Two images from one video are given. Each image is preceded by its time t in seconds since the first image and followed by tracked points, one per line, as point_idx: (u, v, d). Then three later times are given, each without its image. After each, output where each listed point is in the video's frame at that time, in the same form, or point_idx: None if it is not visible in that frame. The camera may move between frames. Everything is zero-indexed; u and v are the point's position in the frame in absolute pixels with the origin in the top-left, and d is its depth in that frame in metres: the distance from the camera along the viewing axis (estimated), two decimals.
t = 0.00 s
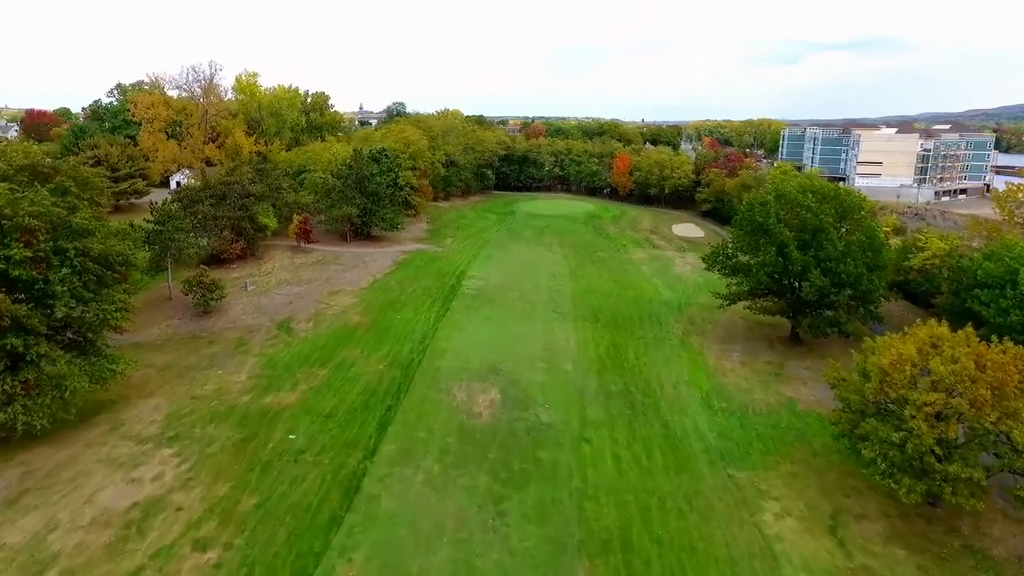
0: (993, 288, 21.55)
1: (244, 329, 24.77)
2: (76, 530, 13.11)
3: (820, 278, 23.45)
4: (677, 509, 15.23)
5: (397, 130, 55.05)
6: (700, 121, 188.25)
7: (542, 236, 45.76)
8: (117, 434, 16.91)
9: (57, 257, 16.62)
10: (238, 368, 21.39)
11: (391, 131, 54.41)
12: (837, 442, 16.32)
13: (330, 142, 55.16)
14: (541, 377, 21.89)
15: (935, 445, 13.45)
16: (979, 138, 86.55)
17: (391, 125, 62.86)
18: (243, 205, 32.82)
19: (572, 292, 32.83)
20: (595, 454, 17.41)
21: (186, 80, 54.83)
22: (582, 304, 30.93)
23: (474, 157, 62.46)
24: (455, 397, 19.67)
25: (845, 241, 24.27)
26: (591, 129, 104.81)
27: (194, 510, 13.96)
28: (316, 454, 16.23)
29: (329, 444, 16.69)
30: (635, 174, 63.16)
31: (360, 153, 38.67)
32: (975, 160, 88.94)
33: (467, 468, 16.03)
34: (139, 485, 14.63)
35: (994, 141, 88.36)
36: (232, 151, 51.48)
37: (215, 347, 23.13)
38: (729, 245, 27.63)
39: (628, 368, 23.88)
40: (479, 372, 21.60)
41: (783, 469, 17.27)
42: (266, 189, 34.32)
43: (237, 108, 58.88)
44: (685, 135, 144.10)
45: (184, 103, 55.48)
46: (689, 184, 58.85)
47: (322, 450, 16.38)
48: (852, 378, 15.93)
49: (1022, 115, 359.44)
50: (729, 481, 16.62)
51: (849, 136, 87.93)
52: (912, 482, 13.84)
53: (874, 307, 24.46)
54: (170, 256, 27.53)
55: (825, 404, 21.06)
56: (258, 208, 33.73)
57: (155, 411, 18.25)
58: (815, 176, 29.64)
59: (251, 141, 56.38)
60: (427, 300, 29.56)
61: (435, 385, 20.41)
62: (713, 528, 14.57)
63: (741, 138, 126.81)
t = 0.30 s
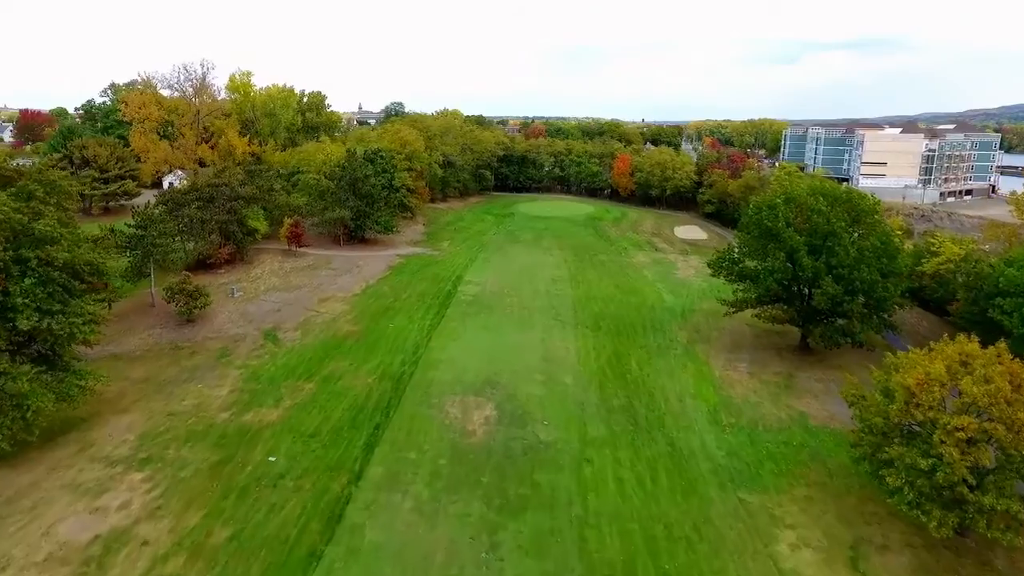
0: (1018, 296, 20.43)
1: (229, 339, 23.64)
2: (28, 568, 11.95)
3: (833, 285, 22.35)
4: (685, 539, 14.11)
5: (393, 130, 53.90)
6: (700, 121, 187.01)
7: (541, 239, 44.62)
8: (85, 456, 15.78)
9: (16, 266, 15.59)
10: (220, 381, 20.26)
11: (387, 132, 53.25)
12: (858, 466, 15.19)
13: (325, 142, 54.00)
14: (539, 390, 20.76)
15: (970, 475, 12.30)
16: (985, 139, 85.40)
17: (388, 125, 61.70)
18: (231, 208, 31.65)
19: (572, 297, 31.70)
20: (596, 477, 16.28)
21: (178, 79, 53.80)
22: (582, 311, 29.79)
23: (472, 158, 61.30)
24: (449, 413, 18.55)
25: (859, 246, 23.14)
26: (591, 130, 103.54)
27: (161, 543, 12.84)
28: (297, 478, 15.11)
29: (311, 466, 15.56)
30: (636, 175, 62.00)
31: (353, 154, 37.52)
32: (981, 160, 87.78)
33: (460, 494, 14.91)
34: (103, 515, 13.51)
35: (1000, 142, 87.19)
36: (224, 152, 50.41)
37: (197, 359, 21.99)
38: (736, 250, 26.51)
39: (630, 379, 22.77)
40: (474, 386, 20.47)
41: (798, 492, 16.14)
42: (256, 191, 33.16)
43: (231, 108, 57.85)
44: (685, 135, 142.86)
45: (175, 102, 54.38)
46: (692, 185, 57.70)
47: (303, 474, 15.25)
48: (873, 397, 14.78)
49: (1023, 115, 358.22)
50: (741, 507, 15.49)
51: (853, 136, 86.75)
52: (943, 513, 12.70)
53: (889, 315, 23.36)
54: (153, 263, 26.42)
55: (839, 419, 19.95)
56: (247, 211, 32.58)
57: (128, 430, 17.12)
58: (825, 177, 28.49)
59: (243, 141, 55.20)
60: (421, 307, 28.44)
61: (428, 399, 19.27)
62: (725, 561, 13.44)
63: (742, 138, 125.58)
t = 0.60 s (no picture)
0: None
1: (211, 349, 22.52)
2: None
3: (846, 294, 21.24)
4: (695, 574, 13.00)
5: (389, 130, 52.76)
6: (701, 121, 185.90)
7: (540, 242, 43.50)
8: (48, 481, 14.67)
9: None
10: (199, 396, 19.14)
11: (382, 132, 52.14)
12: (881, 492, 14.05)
13: (319, 143, 52.84)
14: (537, 405, 19.66)
15: (1010, 508, 11.16)
16: (991, 139, 84.33)
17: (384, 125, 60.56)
18: (218, 212, 30.54)
19: (572, 303, 30.59)
20: (598, 503, 15.15)
21: (169, 78, 52.57)
22: (582, 318, 28.69)
23: (470, 159, 60.17)
24: (440, 431, 17.44)
25: (873, 252, 22.04)
26: (591, 130, 102.37)
27: None
28: (274, 506, 14.00)
29: (290, 493, 14.43)
30: (637, 176, 60.90)
31: (347, 155, 36.38)
32: (986, 161, 86.71)
33: (450, 524, 13.79)
34: (61, 550, 12.39)
35: (1006, 142, 86.10)
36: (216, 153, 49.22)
37: (176, 371, 20.87)
38: (743, 255, 25.40)
39: (633, 392, 21.66)
40: (468, 401, 19.36)
41: (814, 519, 15.03)
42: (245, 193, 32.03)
43: (224, 108, 56.87)
44: (686, 136, 141.76)
45: (167, 101, 53.15)
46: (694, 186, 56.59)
47: (282, 502, 14.13)
48: (898, 419, 13.66)
49: None
50: (754, 536, 14.38)
51: (856, 136, 85.67)
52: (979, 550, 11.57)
53: (904, 324, 22.26)
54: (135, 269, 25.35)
55: (854, 436, 18.83)
56: (235, 214, 31.47)
57: (96, 451, 16.00)
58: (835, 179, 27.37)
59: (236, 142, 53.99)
60: (415, 314, 27.32)
61: (419, 416, 18.15)
62: None
63: (743, 138, 124.49)
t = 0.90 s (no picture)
0: None
1: (192, 361, 21.39)
2: None
3: (861, 303, 20.13)
4: None
5: (385, 130, 51.65)
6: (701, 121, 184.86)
7: (539, 245, 42.39)
8: (4, 510, 13.55)
9: None
10: (176, 413, 18.01)
11: (378, 132, 51.05)
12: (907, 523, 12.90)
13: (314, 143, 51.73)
14: (535, 422, 18.54)
15: None
16: (996, 139, 83.27)
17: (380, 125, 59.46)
18: (205, 215, 29.43)
19: (571, 310, 29.46)
20: (600, 532, 14.02)
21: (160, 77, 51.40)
22: (583, 325, 27.58)
23: (468, 160, 59.06)
24: (431, 452, 16.32)
25: (889, 259, 20.93)
26: (591, 130, 101.27)
27: None
28: (249, 539, 12.88)
29: (266, 524, 13.31)
30: (638, 177, 59.80)
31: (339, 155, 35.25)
32: (991, 161, 85.64)
33: (439, 559, 12.68)
34: None
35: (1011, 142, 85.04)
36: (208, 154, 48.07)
37: (153, 385, 19.73)
38: (750, 261, 24.28)
39: (636, 407, 20.54)
40: (461, 418, 18.24)
41: (833, 550, 13.90)
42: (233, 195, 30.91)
43: (217, 108, 55.78)
44: (687, 135, 140.61)
45: (158, 101, 51.98)
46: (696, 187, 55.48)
47: (256, 534, 13.01)
48: (927, 444, 12.52)
49: None
50: (769, 571, 13.26)
51: (860, 136, 84.62)
52: None
53: (921, 334, 21.15)
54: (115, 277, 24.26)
55: (872, 455, 17.72)
56: (223, 217, 30.35)
57: (60, 476, 14.87)
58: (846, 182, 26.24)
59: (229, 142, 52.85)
60: (408, 323, 26.21)
61: (408, 435, 17.03)
62: None
63: (744, 138, 123.45)
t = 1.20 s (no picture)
0: None
1: (170, 374, 20.26)
2: None
3: (878, 313, 19.01)
4: None
5: (381, 130, 50.51)
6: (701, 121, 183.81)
7: (538, 248, 41.30)
8: None
9: None
10: (149, 432, 16.89)
11: (373, 132, 49.96)
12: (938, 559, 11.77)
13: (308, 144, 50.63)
14: (533, 441, 17.42)
15: None
16: (1002, 139, 82.24)
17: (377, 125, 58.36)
18: (190, 219, 28.34)
19: (571, 317, 28.34)
20: (602, 566, 12.91)
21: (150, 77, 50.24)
22: (583, 334, 26.46)
23: (466, 160, 57.93)
24: (421, 476, 15.20)
25: (906, 267, 19.81)
26: (591, 130, 100.16)
27: None
28: None
29: (238, 560, 12.20)
30: (639, 178, 58.68)
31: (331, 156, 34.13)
32: (997, 161, 84.60)
33: None
34: None
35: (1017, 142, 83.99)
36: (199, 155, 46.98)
37: (127, 401, 18.58)
38: (759, 267, 23.15)
39: (640, 422, 19.42)
40: (454, 437, 17.11)
41: None
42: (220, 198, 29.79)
43: (209, 107, 54.62)
44: (688, 135, 139.56)
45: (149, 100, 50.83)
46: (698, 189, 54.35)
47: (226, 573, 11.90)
48: (962, 475, 11.38)
49: None
50: None
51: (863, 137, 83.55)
52: None
53: (940, 346, 20.04)
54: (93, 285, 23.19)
55: (891, 477, 16.61)
56: (209, 221, 29.25)
57: (17, 505, 13.74)
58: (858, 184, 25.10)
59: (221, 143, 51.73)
60: (401, 331, 25.07)
61: (397, 457, 15.91)
62: None
63: (745, 138, 122.42)
